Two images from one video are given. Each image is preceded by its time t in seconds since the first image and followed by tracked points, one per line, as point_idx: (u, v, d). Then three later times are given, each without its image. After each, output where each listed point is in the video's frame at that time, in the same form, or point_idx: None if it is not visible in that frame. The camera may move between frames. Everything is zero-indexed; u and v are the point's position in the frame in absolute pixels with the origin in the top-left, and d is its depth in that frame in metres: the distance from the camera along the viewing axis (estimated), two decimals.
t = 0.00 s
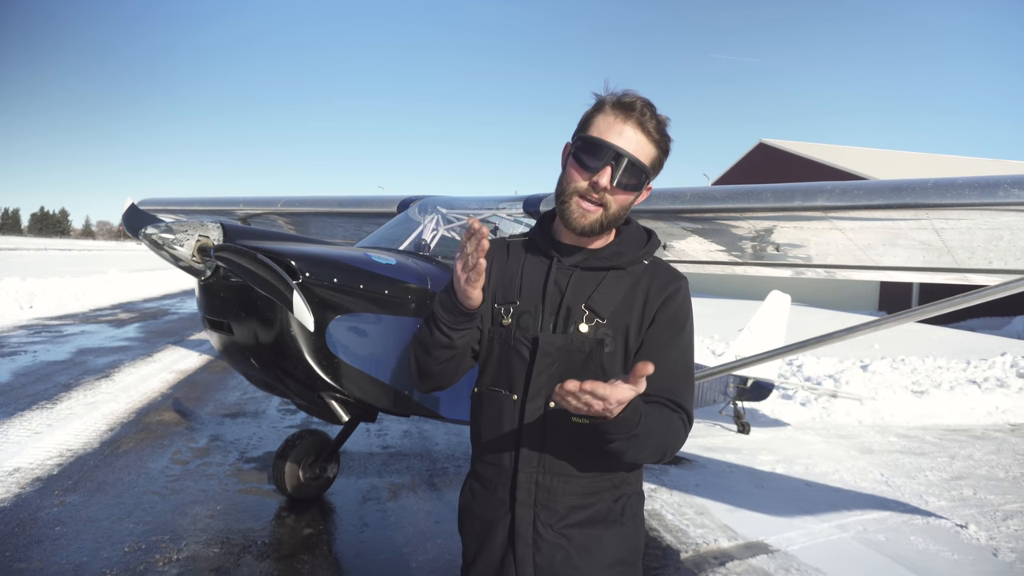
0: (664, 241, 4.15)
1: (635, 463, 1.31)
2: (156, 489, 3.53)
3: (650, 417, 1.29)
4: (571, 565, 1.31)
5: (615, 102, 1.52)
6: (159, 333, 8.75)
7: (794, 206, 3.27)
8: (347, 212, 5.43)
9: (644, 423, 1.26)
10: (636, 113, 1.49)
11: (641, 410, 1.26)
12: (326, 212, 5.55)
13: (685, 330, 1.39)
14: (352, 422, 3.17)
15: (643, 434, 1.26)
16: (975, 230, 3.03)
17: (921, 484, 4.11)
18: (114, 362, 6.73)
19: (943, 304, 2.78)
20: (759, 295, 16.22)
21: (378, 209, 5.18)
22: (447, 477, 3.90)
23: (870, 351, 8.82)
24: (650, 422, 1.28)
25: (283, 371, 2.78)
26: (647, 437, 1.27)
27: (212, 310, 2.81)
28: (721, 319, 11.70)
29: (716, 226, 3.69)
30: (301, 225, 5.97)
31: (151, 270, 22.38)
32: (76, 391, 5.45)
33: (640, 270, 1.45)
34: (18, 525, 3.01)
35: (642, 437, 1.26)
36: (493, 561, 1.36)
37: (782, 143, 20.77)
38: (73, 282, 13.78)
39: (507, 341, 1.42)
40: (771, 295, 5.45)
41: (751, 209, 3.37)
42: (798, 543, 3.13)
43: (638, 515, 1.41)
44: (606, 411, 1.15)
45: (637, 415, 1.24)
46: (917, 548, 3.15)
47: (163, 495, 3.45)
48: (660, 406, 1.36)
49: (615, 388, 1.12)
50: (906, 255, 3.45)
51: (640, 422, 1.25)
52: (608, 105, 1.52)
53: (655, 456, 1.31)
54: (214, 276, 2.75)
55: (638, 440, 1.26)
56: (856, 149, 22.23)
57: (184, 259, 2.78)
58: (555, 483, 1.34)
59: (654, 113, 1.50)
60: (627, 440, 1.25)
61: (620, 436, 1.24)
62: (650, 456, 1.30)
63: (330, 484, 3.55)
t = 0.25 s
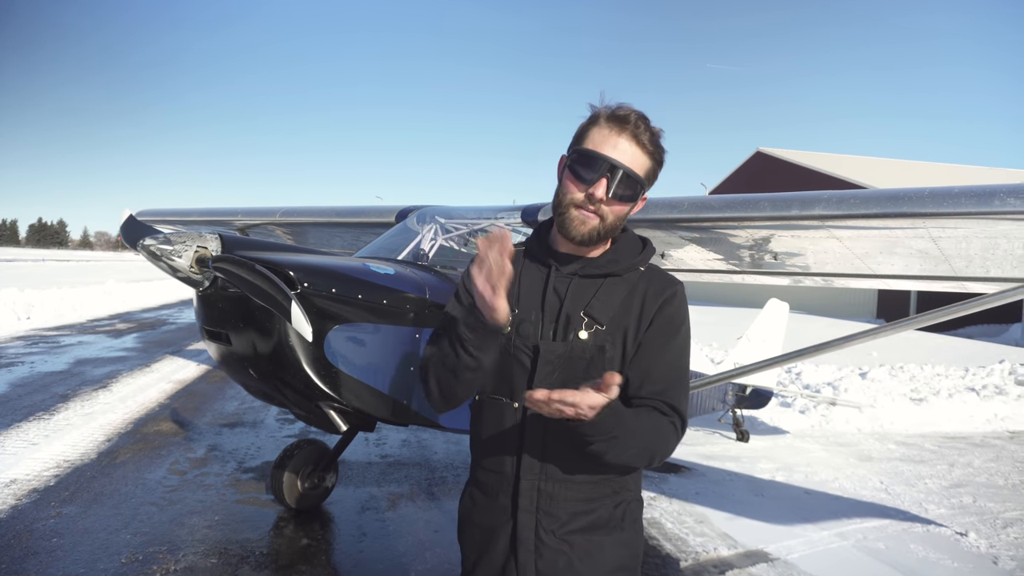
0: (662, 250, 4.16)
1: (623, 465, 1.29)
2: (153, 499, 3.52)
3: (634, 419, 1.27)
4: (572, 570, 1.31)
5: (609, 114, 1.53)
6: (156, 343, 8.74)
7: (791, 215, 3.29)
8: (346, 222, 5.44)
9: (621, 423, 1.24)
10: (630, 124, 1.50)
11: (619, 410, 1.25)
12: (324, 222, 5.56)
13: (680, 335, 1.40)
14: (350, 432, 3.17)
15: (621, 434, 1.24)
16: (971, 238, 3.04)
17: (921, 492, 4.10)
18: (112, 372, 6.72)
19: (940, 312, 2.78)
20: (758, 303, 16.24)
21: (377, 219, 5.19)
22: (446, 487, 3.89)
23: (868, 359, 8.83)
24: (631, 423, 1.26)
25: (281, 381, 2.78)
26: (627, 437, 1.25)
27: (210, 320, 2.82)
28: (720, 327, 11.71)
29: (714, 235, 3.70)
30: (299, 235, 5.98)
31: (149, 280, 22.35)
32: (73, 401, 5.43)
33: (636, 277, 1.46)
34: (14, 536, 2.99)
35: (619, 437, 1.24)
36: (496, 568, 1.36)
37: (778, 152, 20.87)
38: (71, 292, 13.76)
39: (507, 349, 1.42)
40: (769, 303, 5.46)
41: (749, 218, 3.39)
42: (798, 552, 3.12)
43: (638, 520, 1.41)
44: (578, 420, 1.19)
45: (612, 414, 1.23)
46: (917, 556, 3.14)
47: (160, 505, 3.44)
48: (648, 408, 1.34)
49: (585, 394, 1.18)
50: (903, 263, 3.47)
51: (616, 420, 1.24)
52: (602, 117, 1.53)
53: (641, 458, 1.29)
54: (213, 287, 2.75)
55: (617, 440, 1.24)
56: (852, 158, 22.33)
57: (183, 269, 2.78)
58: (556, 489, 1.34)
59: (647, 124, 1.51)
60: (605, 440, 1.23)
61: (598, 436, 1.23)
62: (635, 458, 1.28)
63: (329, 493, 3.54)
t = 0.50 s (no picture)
0: (665, 253, 4.16)
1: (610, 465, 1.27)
2: (156, 501, 3.52)
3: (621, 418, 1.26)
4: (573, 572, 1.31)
5: (605, 118, 1.52)
6: (159, 344, 8.75)
7: (795, 218, 3.28)
8: (348, 224, 5.45)
9: (603, 420, 1.22)
10: (625, 127, 1.50)
11: (601, 407, 1.23)
12: (327, 224, 5.57)
13: (676, 335, 1.39)
14: (353, 434, 3.17)
15: (603, 429, 1.22)
16: (975, 241, 3.03)
17: (925, 496, 4.09)
18: (114, 373, 6.73)
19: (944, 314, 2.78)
20: (760, 305, 16.22)
21: (379, 222, 5.20)
22: (448, 489, 3.89)
23: (871, 362, 8.81)
24: (615, 421, 1.24)
25: (285, 383, 2.78)
26: (608, 434, 1.23)
27: (213, 323, 2.82)
28: (722, 330, 11.69)
29: (717, 238, 3.70)
30: (302, 237, 5.99)
31: (152, 281, 22.39)
32: (76, 402, 5.44)
33: (635, 278, 1.47)
34: (17, 537, 3.00)
35: (601, 434, 1.22)
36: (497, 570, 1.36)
37: (781, 154, 20.85)
38: (74, 294, 13.79)
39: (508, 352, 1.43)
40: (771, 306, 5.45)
41: (752, 221, 3.39)
42: (801, 556, 3.11)
43: (639, 522, 1.40)
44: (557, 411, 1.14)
45: (591, 410, 1.21)
46: (920, 560, 3.13)
47: (163, 507, 3.44)
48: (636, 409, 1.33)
49: (552, 388, 1.10)
50: (906, 266, 3.46)
51: (597, 417, 1.22)
52: (596, 121, 1.53)
53: (627, 456, 1.27)
54: (216, 289, 2.76)
55: (600, 437, 1.22)
56: (855, 160, 22.30)
57: (186, 271, 2.79)
58: (556, 491, 1.34)
59: (643, 129, 1.52)
60: (586, 437, 1.22)
61: (580, 433, 1.21)
62: (621, 457, 1.26)
63: (331, 495, 3.54)
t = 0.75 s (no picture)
0: (666, 256, 4.16)
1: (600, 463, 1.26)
2: (157, 503, 3.52)
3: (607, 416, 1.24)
4: (562, 570, 1.30)
5: (609, 127, 1.53)
6: (161, 347, 8.76)
7: (796, 222, 3.28)
8: (350, 227, 5.46)
9: (594, 418, 1.20)
10: (627, 140, 1.50)
11: (592, 406, 1.21)
12: (329, 227, 5.58)
13: (661, 332, 1.35)
14: (354, 437, 3.16)
15: (594, 429, 1.20)
16: (977, 245, 3.03)
17: (927, 500, 4.08)
18: (116, 376, 6.73)
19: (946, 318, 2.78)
20: (761, 308, 16.21)
21: (381, 224, 5.20)
22: (449, 492, 3.88)
23: (873, 366, 8.80)
24: (604, 419, 1.22)
25: (286, 386, 2.78)
26: (601, 433, 1.21)
27: (215, 325, 2.82)
28: (724, 334, 11.68)
29: (719, 241, 3.70)
30: (304, 240, 6.00)
31: (154, 283, 22.41)
32: (78, 405, 5.44)
33: (624, 276, 1.45)
34: (18, 540, 3.00)
35: (593, 433, 1.20)
36: (492, 567, 1.37)
37: (783, 158, 20.85)
38: (75, 296, 13.80)
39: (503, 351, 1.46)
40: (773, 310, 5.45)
41: (753, 224, 3.39)
42: (803, 560, 3.11)
43: (633, 523, 1.37)
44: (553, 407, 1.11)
45: (583, 409, 1.19)
46: (923, 564, 3.12)
47: (164, 510, 3.44)
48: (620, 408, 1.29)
49: (546, 382, 1.08)
50: (908, 270, 3.46)
51: (588, 415, 1.20)
52: (599, 130, 1.53)
53: (615, 454, 1.25)
54: (217, 291, 2.76)
55: (591, 436, 1.20)
56: (856, 164, 22.30)
57: (188, 274, 2.80)
58: (545, 488, 1.33)
59: (643, 143, 1.52)
60: (578, 437, 1.20)
61: (570, 433, 1.19)
62: (611, 455, 1.24)
63: (333, 498, 3.54)
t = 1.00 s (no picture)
0: (668, 259, 4.16)
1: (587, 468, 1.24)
2: (159, 507, 3.52)
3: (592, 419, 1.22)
4: (556, 571, 1.30)
5: (592, 129, 1.53)
6: (163, 350, 8.76)
7: (798, 224, 3.28)
8: (352, 230, 5.47)
9: (574, 423, 1.18)
10: (610, 137, 1.50)
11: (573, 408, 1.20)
12: (330, 231, 5.58)
13: (652, 333, 1.34)
14: (356, 440, 3.16)
15: (573, 433, 1.18)
16: (979, 247, 3.03)
17: (930, 503, 4.07)
18: (118, 379, 6.74)
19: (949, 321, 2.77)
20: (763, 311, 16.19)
21: (383, 228, 5.21)
22: (451, 495, 3.88)
23: (875, 369, 8.78)
24: (587, 423, 1.20)
25: (287, 389, 2.78)
26: (582, 437, 1.19)
27: (216, 328, 2.83)
28: (725, 336, 11.67)
29: (720, 244, 3.70)
30: (306, 243, 6.00)
31: (154, 286, 22.39)
32: (80, 408, 5.45)
33: (621, 278, 1.44)
34: (20, 544, 3.00)
35: (572, 438, 1.18)
36: (490, 565, 1.39)
37: (784, 160, 20.86)
38: (77, 300, 13.81)
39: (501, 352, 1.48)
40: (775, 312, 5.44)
41: (755, 227, 3.39)
42: (806, 563, 3.10)
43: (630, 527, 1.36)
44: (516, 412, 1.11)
45: (561, 414, 1.17)
46: (926, 568, 3.11)
47: (166, 513, 3.44)
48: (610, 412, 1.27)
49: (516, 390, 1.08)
50: (910, 272, 3.45)
51: (569, 418, 1.18)
52: (583, 132, 1.53)
53: (602, 459, 1.22)
54: (219, 294, 2.77)
55: (571, 441, 1.19)
56: (858, 166, 22.29)
57: (189, 277, 2.80)
58: (540, 488, 1.34)
59: (627, 138, 1.51)
60: (557, 441, 1.18)
61: (551, 437, 1.17)
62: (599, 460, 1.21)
63: (334, 502, 3.53)
